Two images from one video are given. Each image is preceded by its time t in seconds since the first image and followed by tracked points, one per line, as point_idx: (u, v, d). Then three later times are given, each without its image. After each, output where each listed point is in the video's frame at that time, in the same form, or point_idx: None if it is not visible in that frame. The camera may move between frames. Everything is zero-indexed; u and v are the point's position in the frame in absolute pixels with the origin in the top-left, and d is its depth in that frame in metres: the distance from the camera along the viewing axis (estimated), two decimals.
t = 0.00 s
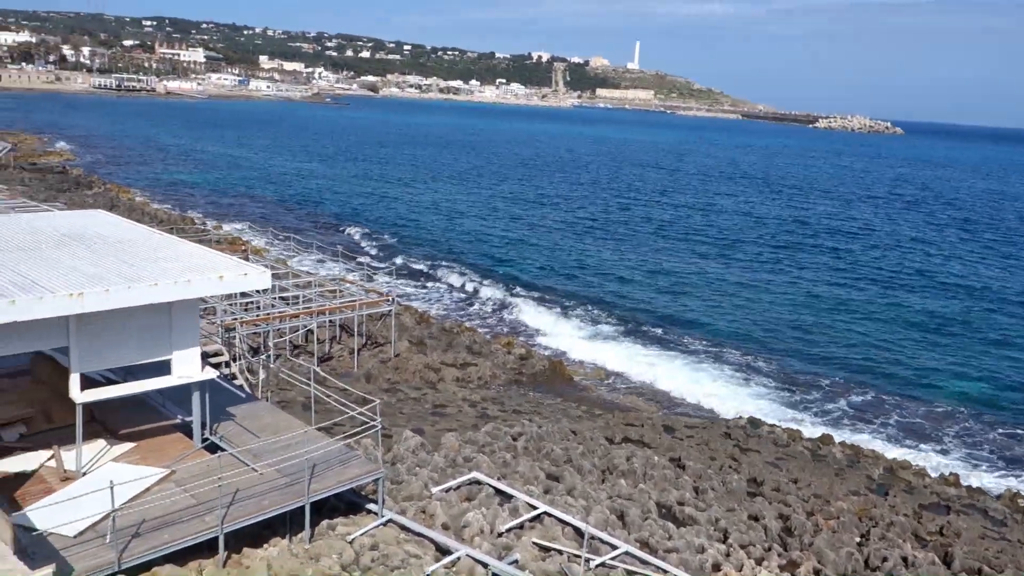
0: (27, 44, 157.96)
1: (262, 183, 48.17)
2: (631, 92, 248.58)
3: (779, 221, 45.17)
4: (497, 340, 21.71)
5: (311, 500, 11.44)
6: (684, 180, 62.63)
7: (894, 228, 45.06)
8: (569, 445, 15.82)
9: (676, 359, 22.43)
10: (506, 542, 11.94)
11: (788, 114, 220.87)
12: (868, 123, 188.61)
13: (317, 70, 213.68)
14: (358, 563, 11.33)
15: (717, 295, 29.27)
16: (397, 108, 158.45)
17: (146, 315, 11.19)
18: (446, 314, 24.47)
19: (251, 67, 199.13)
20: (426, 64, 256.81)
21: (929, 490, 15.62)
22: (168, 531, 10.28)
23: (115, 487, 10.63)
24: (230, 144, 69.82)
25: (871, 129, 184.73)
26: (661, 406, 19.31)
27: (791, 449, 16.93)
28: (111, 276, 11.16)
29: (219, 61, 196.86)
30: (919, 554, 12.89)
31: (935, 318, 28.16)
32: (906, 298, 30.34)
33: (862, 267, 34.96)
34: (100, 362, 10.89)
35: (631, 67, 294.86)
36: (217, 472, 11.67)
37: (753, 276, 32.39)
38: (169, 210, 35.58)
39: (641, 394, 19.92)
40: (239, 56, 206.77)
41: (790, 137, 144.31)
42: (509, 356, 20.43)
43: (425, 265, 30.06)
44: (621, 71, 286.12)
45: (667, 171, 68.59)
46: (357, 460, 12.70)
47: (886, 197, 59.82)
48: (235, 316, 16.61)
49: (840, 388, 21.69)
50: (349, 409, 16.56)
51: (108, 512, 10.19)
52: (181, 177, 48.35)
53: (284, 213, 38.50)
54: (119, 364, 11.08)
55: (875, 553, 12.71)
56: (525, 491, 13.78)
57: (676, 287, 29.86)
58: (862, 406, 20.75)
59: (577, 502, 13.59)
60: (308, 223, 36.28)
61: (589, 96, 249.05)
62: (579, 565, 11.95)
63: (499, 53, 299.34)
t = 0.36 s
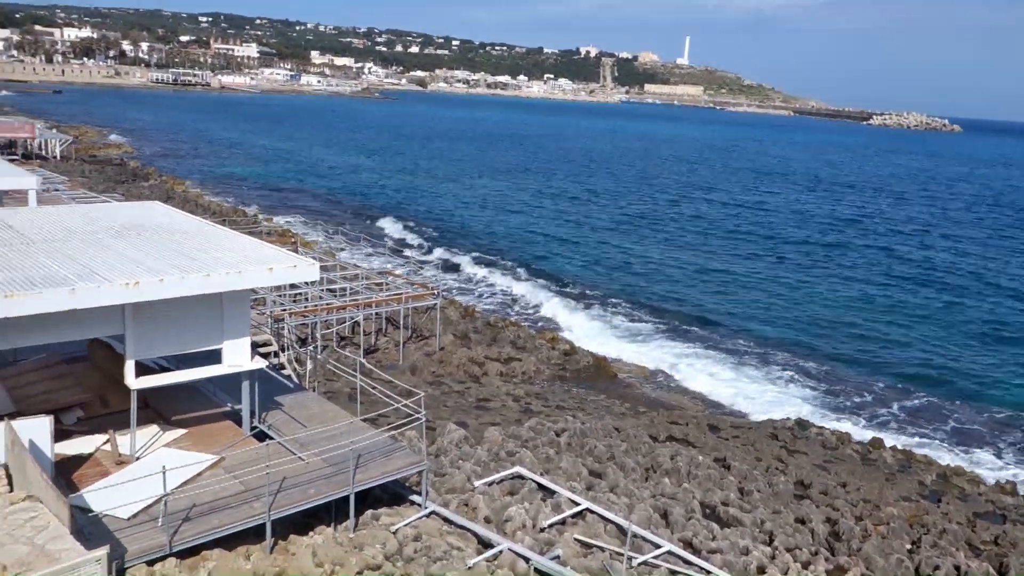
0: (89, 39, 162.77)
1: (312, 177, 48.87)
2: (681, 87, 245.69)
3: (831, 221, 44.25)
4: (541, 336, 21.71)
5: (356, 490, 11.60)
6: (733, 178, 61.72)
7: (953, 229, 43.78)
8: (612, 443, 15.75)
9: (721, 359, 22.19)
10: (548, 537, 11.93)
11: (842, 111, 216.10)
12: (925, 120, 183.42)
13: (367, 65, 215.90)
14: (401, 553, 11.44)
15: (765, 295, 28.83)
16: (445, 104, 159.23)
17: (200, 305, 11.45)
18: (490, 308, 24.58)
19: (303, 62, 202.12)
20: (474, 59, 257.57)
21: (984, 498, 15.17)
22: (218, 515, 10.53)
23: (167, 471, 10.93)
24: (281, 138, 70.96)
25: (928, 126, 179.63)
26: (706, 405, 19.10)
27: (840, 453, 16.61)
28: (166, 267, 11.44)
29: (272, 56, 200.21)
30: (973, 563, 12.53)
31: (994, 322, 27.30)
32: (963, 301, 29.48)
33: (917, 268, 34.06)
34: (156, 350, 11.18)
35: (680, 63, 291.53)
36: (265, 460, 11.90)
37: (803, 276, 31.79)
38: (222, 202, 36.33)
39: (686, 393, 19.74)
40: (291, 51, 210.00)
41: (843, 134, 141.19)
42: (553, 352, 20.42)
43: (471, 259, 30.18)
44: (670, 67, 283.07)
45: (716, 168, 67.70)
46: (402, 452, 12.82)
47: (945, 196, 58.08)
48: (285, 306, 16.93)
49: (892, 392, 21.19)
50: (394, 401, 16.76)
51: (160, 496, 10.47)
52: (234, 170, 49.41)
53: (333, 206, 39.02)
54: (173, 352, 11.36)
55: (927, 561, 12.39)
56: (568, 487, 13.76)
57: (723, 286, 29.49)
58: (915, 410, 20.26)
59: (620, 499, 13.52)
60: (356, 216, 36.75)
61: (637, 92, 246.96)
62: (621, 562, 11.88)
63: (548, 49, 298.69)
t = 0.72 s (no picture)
0: (155, 38, 167.81)
1: (366, 174, 49.55)
2: (738, 84, 241.55)
3: (892, 221, 42.99)
4: (589, 335, 21.61)
5: (402, 486, 11.72)
6: (790, 176, 60.38)
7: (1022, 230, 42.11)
8: (659, 445, 15.59)
9: (773, 364, 21.77)
10: (593, 539, 11.87)
11: (907, 108, 209.37)
12: (996, 116, 176.73)
13: (422, 62, 217.79)
14: (446, 550, 11.52)
15: (821, 298, 28.18)
16: (498, 101, 159.70)
17: (252, 301, 11.70)
18: (538, 307, 24.57)
19: (359, 59, 204.87)
20: (528, 56, 257.61)
21: None
22: (268, 508, 10.76)
23: (220, 463, 11.20)
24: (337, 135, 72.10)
25: (999, 123, 173.06)
26: (755, 408, 18.75)
27: (895, 460, 16.13)
28: (221, 263, 11.71)
29: (329, 54, 203.51)
30: None
31: None
32: None
33: (982, 271, 32.86)
34: (210, 343, 11.47)
35: (738, 59, 286.64)
36: (314, 454, 12.11)
37: (860, 279, 30.99)
38: (278, 199, 37.09)
39: (736, 396, 19.41)
40: (348, 49, 213.07)
41: (907, 131, 137.04)
42: (601, 352, 20.30)
43: (520, 258, 30.22)
44: (727, 62, 278.59)
45: (772, 167, 66.43)
46: (447, 450, 12.90)
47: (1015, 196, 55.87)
48: (335, 303, 17.21)
49: (952, 400, 20.51)
50: (442, 398, 16.89)
51: (212, 487, 10.76)
52: (290, 167, 50.40)
53: (385, 203, 39.47)
54: (228, 346, 11.64)
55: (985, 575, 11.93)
56: (613, 488, 13.67)
57: (777, 289, 28.94)
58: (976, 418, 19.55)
59: (666, 502, 13.36)
60: (408, 213, 37.13)
61: (693, 88, 243.67)
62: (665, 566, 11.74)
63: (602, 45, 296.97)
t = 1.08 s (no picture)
0: (175, 70, 170.80)
1: (382, 198, 49.97)
2: (752, 102, 241.71)
3: (912, 237, 42.63)
4: (607, 355, 21.53)
5: (421, 508, 11.69)
6: (807, 193, 60.15)
7: None
8: (679, 464, 15.44)
9: (794, 382, 21.57)
10: (614, 560, 11.74)
11: (924, 122, 208.19)
12: (1014, 130, 175.42)
13: (437, 88, 219.98)
14: (465, 572, 11.44)
15: (841, 315, 27.94)
16: (512, 125, 160.74)
17: (272, 326, 11.81)
18: (555, 327, 24.58)
19: (375, 86, 207.27)
20: (542, 79, 259.52)
21: None
22: (287, 531, 10.77)
23: (240, 488, 11.24)
24: (353, 161, 72.82)
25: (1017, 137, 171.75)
26: (777, 427, 18.56)
27: (919, 478, 15.88)
28: (241, 289, 11.84)
29: (346, 82, 206.21)
30: None
31: None
32: None
33: (1005, 286, 32.46)
34: (230, 369, 11.56)
35: (752, 78, 287.21)
36: (333, 478, 12.13)
37: (880, 295, 30.72)
38: (296, 224, 37.48)
39: (757, 414, 19.20)
40: (364, 76, 215.80)
41: (923, 147, 136.39)
42: (619, 371, 20.20)
43: (537, 279, 30.27)
44: (741, 81, 279.14)
45: (789, 184, 66.22)
46: (466, 471, 12.89)
47: None
48: (353, 326, 17.30)
49: (977, 416, 20.19)
50: (460, 420, 16.87)
51: (233, 512, 10.80)
52: (308, 193, 50.95)
53: (401, 227, 39.74)
54: (248, 372, 11.75)
55: None
56: (633, 509, 13.54)
57: (796, 307, 28.74)
58: (1004, 434, 19.21)
59: (687, 522, 13.21)
60: (424, 236, 37.35)
61: (707, 108, 244.15)
62: None
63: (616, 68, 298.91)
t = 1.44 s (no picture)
0: (196, 83, 172.89)
1: (400, 209, 50.18)
2: (769, 112, 241.07)
3: (932, 248, 42.29)
4: (624, 366, 21.48)
5: (439, 518, 11.70)
6: (825, 204, 59.82)
7: None
8: (697, 476, 15.37)
9: (814, 394, 21.42)
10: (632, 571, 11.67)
11: (944, 132, 206.53)
12: None
13: (453, 99, 221.19)
14: None
15: (860, 327, 27.74)
16: (529, 135, 161.17)
17: (291, 335, 11.89)
18: (571, 338, 24.57)
19: (393, 98, 208.70)
20: (558, 91, 260.32)
21: None
22: (306, 540, 10.81)
23: (259, 497, 11.31)
24: (371, 172, 73.21)
25: None
26: (796, 438, 18.41)
27: (941, 490, 15.71)
28: (260, 299, 11.94)
29: (363, 94, 207.86)
30: None
31: None
32: None
33: None
34: (249, 378, 11.64)
35: (769, 88, 286.62)
36: (351, 487, 12.17)
37: (900, 307, 30.45)
38: (315, 235, 37.79)
39: (775, 425, 19.09)
40: (381, 88, 217.35)
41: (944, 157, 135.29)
42: (637, 383, 20.14)
43: (553, 290, 30.31)
44: (758, 92, 278.60)
45: (808, 194, 65.93)
46: (484, 482, 12.89)
47: None
48: (371, 336, 17.39)
49: (1000, 429, 19.94)
50: (478, 430, 16.88)
51: (252, 520, 10.87)
52: (326, 204, 51.40)
53: (419, 237, 39.96)
54: (267, 381, 11.83)
55: None
56: (651, 520, 13.48)
57: (815, 318, 28.53)
58: None
59: (706, 534, 13.12)
60: (441, 247, 37.53)
61: (724, 118, 243.77)
62: None
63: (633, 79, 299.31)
